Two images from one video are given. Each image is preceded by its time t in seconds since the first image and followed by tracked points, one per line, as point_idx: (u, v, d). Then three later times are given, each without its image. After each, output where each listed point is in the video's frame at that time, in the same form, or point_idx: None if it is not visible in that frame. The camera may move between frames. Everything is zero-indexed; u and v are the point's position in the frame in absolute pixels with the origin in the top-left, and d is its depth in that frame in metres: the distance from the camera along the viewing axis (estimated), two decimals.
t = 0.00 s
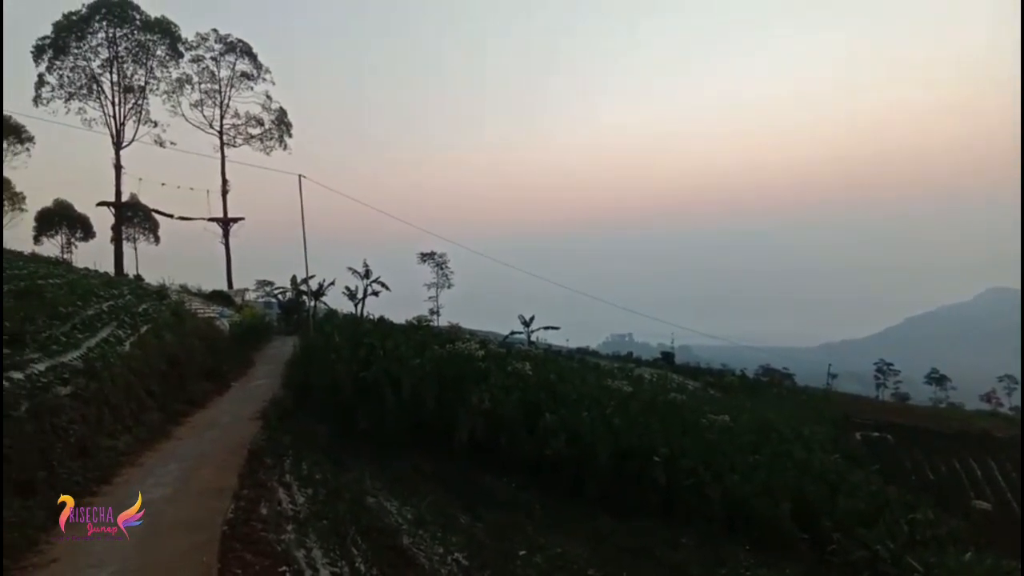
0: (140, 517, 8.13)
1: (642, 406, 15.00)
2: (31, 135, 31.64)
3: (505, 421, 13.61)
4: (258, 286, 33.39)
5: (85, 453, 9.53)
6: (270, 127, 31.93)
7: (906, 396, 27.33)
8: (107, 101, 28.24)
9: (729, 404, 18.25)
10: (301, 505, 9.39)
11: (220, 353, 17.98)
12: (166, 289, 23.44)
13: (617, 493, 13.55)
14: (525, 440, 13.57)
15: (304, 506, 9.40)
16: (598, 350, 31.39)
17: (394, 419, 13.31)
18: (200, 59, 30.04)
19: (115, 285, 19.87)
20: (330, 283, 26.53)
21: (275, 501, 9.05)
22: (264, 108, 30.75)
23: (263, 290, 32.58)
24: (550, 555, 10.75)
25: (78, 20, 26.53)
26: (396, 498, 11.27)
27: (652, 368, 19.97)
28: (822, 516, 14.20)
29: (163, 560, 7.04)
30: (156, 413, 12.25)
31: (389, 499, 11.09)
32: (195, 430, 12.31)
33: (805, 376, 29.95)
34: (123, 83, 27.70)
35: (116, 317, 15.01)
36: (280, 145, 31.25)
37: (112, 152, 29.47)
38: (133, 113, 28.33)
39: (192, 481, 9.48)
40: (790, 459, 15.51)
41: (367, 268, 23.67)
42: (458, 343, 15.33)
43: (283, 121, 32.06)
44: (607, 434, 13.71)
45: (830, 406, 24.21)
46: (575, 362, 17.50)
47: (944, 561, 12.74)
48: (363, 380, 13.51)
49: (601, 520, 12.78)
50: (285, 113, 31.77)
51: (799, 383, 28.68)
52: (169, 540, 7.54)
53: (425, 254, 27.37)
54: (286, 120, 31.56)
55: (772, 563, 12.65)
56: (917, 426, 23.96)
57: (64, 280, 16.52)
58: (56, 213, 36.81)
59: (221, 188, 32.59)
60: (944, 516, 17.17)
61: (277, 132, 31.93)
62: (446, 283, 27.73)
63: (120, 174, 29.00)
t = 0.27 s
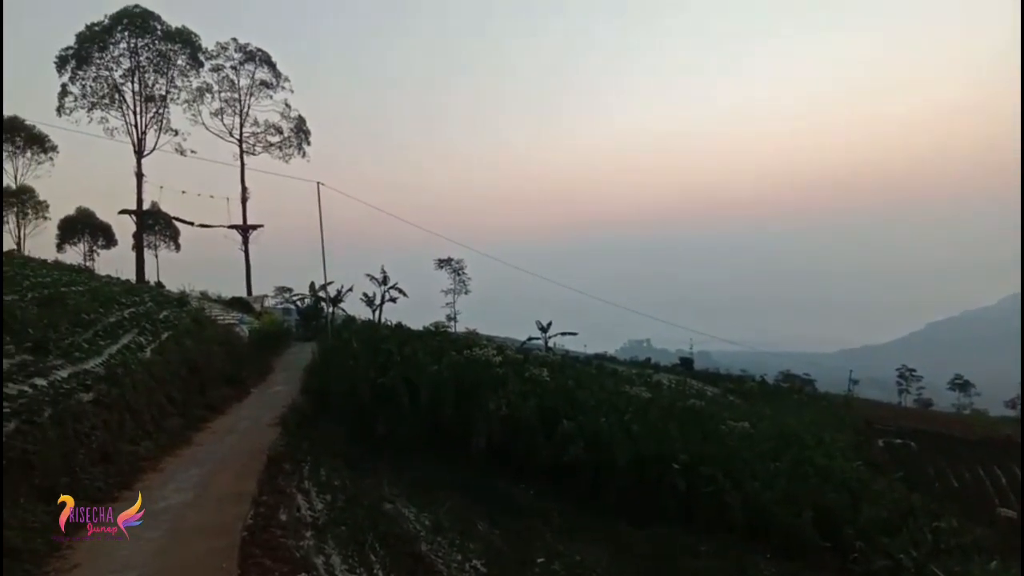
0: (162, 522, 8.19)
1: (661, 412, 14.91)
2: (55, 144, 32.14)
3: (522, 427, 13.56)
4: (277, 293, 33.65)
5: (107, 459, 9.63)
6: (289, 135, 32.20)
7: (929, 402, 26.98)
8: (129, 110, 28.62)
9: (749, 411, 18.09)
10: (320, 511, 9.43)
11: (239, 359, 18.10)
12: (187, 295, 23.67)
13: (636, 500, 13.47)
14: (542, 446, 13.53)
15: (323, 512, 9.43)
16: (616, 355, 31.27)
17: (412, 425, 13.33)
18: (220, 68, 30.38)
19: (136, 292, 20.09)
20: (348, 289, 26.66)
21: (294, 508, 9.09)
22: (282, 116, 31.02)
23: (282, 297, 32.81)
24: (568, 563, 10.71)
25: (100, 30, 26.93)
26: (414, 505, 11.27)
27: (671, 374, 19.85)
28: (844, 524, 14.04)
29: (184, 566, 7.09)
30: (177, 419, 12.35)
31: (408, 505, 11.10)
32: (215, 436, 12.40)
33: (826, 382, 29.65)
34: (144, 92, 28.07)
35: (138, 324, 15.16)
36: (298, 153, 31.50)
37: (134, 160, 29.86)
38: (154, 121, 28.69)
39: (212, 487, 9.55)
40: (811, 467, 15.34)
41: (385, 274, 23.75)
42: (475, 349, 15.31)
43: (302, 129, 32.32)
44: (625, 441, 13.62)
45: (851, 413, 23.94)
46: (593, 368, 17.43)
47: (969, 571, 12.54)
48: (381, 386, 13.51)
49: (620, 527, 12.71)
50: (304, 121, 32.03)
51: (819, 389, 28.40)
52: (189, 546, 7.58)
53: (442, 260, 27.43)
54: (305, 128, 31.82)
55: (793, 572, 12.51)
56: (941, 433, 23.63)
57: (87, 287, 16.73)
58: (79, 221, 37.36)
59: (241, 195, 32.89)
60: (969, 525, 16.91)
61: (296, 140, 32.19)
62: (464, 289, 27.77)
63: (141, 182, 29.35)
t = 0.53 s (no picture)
0: (190, 527, 8.29)
1: (686, 421, 14.78)
2: (88, 154, 32.80)
3: (547, 435, 13.52)
4: (303, 300, 33.95)
5: (136, 464, 9.76)
6: (315, 143, 32.54)
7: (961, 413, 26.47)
8: (160, 120, 29.13)
9: (776, 420, 17.87)
10: (345, 517, 9.47)
11: (266, 365, 18.28)
12: (215, 302, 23.97)
13: (661, 510, 13.36)
14: (566, 454, 13.48)
15: (348, 518, 9.47)
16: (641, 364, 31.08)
17: (436, 432, 13.35)
18: (248, 78, 30.81)
19: (166, 299, 20.40)
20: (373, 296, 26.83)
21: (320, 513, 9.14)
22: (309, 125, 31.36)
23: (308, 304, 33.10)
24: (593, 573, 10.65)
25: (132, 42, 27.47)
26: (439, 512, 11.28)
27: (696, 382, 19.68)
28: (874, 536, 13.81)
29: (212, 570, 7.16)
30: (204, 424, 12.50)
31: (432, 513, 11.12)
32: (242, 442, 12.53)
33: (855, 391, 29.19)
34: (174, 102, 28.54)
35: (167, 331, 15.39)
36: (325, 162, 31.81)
37: (164, 169, 30.36)
38: (184, 131, 29.16)
39: (239, 492, 9.64)
40: (840, 477, 15.10)
41: (409, 282, 23.86)
42: (499, 356, 15.30)
43: (328, 137, 32.65)
44: (650, 449, 13.52)
45: (881, 423, 23.55)
46: (617, 376, 17.34)
47: None
48: (405, 393, 13.54)
49: (645, 537, 12.61)
50: (330, 130, 32.35)
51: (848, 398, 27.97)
52: (216, 550, 7.64)
53: (466, 268, 27.49)
54: (331, 136, 32.13)
55: None
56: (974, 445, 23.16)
57: (118, 294, 17.01)
58: (110, 229, 38.06)
59: (268, 203, 33.28)
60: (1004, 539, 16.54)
61: (322, 149, 32.52)
62: (488, 297, 27.78)
63: (171, 191, 29.83)
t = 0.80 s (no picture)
0: (218, 525, 8.38)
1: (711, 418, 14.68)
2: (115, 156, 33.30)
3: (570, 434, 13.48)
4: (326, 299, 34.20)
5: (165, 462, 9.88)
6: (338, 144, 32.74)
7: (993, 410, 25.98)
8: (185, 122, 29.48)
9: (802, 418, 17.67)
10: (370, 515, 9.52)
11: (291, 364, 18.45)
12: (240, 302, 24.23)
13: (686, 508, 13.28)
14: (590, 452, 13.44)
15: (373, 516, 9.52)
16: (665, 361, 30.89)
17: (460, 430, 13.37)
18: (271, 79, 31.09)
19: (193, 299, 20.68)
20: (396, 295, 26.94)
21: (345, 511, 9.20)
22: (332, 125, 31.56)
23: (332, 303, 33.35)
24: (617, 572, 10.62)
25: (158, 45, 27.83)
26: (463, 510, 11.31)
27: (721, 380, 19.51)
28: (903, 535, 13.62)
29: (240, 567, 7.24)
30: (231, 423, 12.64)
31: (456, 511, 11.14)
32: (268, 440, 12.65)
33: (883, 388, 28.78)
34: (199, 104, 28.87)
35: (194, 330, 15.60)
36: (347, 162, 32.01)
37: (189, 170, 30.73)
38: (209, 132, 29.48)
39: (266, 490, 9.73)
40: (868, 476, 14.90)
41: (431, 280, 23.91)
42: (522, 355, 15.27)
43: (351, 137, 32.84)
44: (675, 447, 13.43)
45: (910, 421, 23.20)
46: (640, 374, 17.25)
47: None
48: (429, 391, 13.55)
49: (669, 536, 12.55)
50: (353, 130, 32.55)
51: (876, 395, 27.59)
52: (243, 548, 7.71)
53: (488, 266, 27.49)
54: (353, 136, 32.32)
55: None
56: (1006, 443, 22.73)
57: (146, 294, 17.27)
58: (137, 230, 38.63)
59: (292, 204, 33.55)
60: None
61: (345, 149, 32.72)
62: (511, 295, 27.74)
63: (196, 192, 30.19)
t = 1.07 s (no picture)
0: (249, 532, 8.45)
1: (741, 425, 14.49)
2: (146, 169, 33.90)
3: (598, 441, 13.41)
4: (353, 307, 34.46)
5: (197, 470, 10.00)
6: (364, 153, 33.04)
7: None
8: (215, 134, 29.94)
9: (835, 425, 17.39)
10: (399, 523, 9.53)
11: (319, 373, 18.60)
12: (269, 311, 24.50)
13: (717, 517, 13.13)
14: (618, 460, 13.34)
15: (402, 524, 9.53)
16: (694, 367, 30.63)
17: (487, 437, 13.36)
18: (298, 91, 31.49)
19: (223, 308, 20.96)
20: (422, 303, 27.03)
21: (374, 519, 9.22)
22: (358, 136, 31.86)
23: (359, 311, 33.59)
24: None
25: (187, 59, 28.33)
26: (491, 518, 11.28)
27: (750, 386, 19.28)
28: (940, 545, 13.32)
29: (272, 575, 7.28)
30: (261, 431, 12.76)
31: (484, 519, 11.13)
32: (298, 448, 12.75)
33: (917, 393, 28.25)
34: (228, 116, 29.31)
35: (224, 339, 15.80)
36: (373, 171, 32.29)
37: (219, 182, 31.20)
38: (238, 144, 29.90)
39: (296, 498, 9.79)
40: (904, 483, 14.61)
41: (457, 288, 23.96)
42: (549, 361, 15.20)
43: (376, 147, 33.12)
44: (705, 455, 13.28)
45: (946, 427, 22.73)
46: (668, 381, 17.10)
47: None
48: (456, 399, 13.46)
49: (700, 545, 12.41)
50: (379, 139, 32.83)
51: (910, 401, 27.09)
52: (274, 556, 7.76)
53: (514, 273, 27.49)
54: (379, 146, 32.60)
55: None
56: None
57: (177, 304, 17.54)
58: (168, 241, 39.27)
59: (319, 213, 33.89)
60: None
61: (371, 158, 33.00)
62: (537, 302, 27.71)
63: (226, 203, 30.63)
